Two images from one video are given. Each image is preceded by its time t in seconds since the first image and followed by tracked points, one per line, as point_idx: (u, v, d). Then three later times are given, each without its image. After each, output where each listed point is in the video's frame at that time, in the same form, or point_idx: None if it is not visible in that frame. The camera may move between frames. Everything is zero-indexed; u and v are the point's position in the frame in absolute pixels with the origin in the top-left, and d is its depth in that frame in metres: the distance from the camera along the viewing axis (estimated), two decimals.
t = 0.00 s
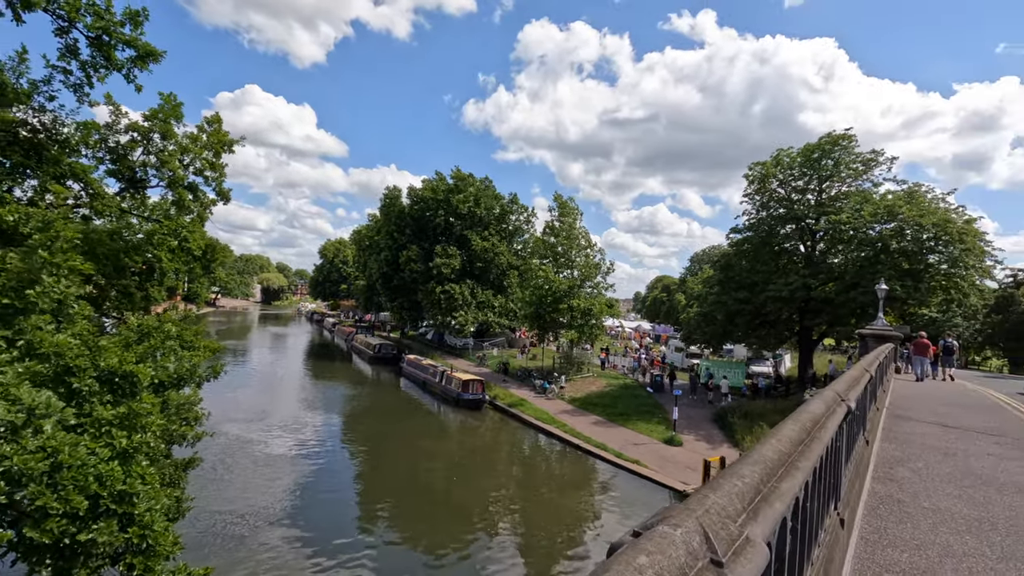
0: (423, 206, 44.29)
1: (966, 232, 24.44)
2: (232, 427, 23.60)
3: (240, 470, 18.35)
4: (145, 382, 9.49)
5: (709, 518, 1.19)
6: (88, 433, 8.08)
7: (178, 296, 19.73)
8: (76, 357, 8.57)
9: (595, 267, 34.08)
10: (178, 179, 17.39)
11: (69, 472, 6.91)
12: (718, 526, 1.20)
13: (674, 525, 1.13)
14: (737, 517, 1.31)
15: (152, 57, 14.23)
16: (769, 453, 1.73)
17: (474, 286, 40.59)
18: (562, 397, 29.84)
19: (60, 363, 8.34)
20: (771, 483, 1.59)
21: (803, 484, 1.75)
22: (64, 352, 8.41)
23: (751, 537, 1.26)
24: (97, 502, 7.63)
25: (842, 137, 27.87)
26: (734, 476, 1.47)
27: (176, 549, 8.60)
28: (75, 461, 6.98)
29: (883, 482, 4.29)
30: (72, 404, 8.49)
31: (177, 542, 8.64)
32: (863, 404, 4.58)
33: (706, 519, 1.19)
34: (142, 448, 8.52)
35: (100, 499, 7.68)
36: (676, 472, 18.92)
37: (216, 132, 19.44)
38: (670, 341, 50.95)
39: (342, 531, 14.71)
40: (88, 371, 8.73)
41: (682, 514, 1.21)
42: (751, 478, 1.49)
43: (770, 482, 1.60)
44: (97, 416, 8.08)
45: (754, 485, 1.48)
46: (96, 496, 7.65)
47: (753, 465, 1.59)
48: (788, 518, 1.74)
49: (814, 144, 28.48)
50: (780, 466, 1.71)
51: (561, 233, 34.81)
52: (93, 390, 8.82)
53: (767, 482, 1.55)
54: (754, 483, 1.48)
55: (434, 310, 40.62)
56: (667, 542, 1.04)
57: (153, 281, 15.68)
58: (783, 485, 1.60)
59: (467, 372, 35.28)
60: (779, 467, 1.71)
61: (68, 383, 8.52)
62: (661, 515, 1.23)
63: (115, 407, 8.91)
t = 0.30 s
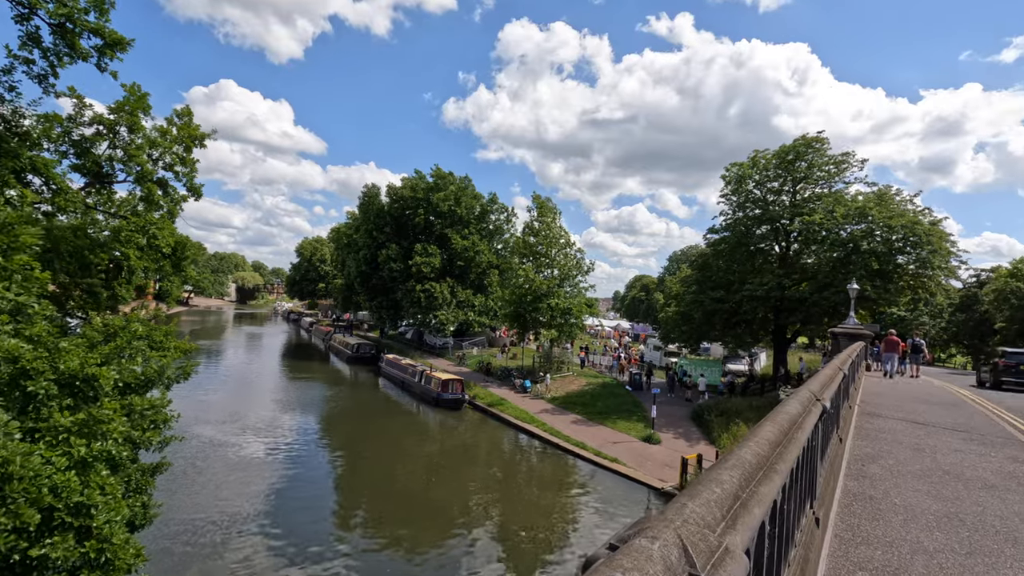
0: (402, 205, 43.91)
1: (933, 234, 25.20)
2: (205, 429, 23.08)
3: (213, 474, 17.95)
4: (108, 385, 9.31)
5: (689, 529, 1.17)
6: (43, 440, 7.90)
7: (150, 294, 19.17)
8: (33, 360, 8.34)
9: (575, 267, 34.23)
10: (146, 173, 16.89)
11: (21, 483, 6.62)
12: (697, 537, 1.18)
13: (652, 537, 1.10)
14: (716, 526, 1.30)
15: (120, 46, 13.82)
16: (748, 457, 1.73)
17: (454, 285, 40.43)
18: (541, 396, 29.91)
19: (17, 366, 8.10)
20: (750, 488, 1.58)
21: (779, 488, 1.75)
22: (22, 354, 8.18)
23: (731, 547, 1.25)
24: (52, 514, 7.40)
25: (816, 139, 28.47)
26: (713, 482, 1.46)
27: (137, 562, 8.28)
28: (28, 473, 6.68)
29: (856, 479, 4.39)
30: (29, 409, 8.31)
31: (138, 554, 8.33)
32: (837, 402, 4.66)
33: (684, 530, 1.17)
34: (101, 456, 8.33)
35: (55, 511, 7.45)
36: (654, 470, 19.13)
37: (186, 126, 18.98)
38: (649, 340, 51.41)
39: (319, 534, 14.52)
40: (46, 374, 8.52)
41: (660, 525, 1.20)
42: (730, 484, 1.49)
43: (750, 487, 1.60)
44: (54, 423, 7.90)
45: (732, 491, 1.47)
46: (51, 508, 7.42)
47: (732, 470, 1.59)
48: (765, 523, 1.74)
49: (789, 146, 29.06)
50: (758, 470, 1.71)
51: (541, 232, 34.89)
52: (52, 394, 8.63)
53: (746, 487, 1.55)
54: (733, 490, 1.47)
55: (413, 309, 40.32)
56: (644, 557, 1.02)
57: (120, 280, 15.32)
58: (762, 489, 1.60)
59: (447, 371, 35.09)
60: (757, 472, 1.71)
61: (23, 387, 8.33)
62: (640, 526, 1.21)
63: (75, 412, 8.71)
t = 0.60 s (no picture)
0: (382, 203, 43.48)
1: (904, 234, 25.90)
2: (178, 432, 22.56)
3: (185, 478, 17.52)
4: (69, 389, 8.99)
5: (669, 538, 1.15)
6: None
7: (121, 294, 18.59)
8: None
9: (555, 266, 34.32)
10: (114, 168, 16.39)
11: None
12: (676, 548, 1.16)
13: (631, 550, 1.06)
14: (696, 535, 1.28)
15: (85, 36, 13.41)
16: (727, 461, 1.73)
17: (434, 285, 40.21)
18: (522, 395, 29.92)
19: None
20: (730, 492, 1.58)
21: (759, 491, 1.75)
22: None
23: (711, 557, 1.23)
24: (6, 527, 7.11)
25: (791, 142, 29.00)
26: (693, 488, 1.45)
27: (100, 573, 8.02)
28: None
29: (830, 476, 4.47)
30: None
31: (102, 565, 8.06)
32: (812, 399, 4.74)
33: (664, 542, 1.14)
34: (62, 464, 8.04)
35: (10, 523, 7.18)
36: (634, 468, 19.27)
37: (155, 118, 18.49)
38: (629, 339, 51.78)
39: (296, 538, 14.31)
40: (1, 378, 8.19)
41: (638, 535, 1.16)
42: (710, 490, 1.48)
43: (730, 491, 1.60)
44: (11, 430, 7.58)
45: (712, 498, 1.46)
46: (6, 520, 7.15)
47: (711, 475, 1.58)
48: (745, 527, 1.74)
49: (765, 148, 29.57)
50: (738, 474, 1.71)
51: (521, 231, 34.91)
52: (9, 399, 8.31)
53: (726, 491, 1.55)
54: (713, 496, 1.46)
55: (393, 308, 39.98)
56: (623, 570, 0.99)
57: (87, 279, 14.87)
58: (741, 494, 1.60)
59: (427, 371, 34.89)
60: (737, 475, 1.71)
61: None
62: (618, 537, 1.18)
63: (33, 417, 8.40)
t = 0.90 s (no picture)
0: (362, 202, 42.96)
1: (875, 235, 26.58)
2: (150, 435, 22.01)
3: (157, 483, 17.09)
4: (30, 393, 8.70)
5: (642, 546, 1.14)
6: None
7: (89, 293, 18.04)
8: None
9: (536, 265, 34.34)
10: (80, 162, 15.91)
11: None
12: (651, 555, 1.14)
13: (602, 559, 1.04)
14: (671, 541, 1.26)
15: (47, 28, 12.98)
16: (703, 462, 1.73)
17: (415, 284, 39.91)
18: (503, 394, 29.90)
19: None
20: (705, 495, 1.57)
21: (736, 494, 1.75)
22: None
23: (686, 563, 1.21)
24: None
25: (768, 143, 29.50)
26: (668, 492, 1.44)
27: None
28: None
29: (806, 473, 4.54)
30: None
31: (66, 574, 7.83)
32: (788, 397, 4.81)
33: (636, 549, 1.12)
34: (22, 471, 7.79)
35: None
36: (614, 466, 19.41)
37: (123, 112, 17.99)
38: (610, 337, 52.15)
39: (273, 543, 14.07)
40: None
41: (611, 543, 1.14)
42: (685, 492, 1.47)
43: (706, 494, 1.59)
44: None
45: (688, 500, 1.45)
46: None
47: (687, 477, 1.58)
48: (720, 529, 1.73)
49: (743, 150, 30.04)
50: (714, 476, 1.71)
51: (502, 231, 34.88)
52: None
53: (701, 494, 1.54)
54: (688, 499, 1.45)
55: (372, 308, 39.59)
56: None
57: (53, 278, 14.41)
58: (717, 496, 1.59)
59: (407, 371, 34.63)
60: (712, 477, 1.71)
61: None
62: (590, 545, 1.16)
63: None
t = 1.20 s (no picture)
0: (341, 200, 42.42)
1: (848, 235, 27.25)
2: (121, 438, 21.45)
3: (129, 488, 16.67)
4: None
5: (609, 550, 1.12)
6: None
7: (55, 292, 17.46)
8: None
9: (518, 264, 34.34)
10: (43, 155, 15.40)
11: None
12: (614, 560, 1.12)
13: (562, 567, 1.02)
14: (635, 545, 1.25)
15: (8, 16, 12.52)
16: (674, 461, 1.73)
17: (396, 283, 39.60)
18: (485, 393, 29.86)
19: None
20: (673, 496, 1.57)
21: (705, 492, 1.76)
22: None
23: (651, 568, 1.20)
24: None
25: (745, 144, 29.98)
26: (635, 494, 1.44)
27: None
28: None
29: (780, 469, 4.61)
30: None
31: None
32: (763, 395, 4.87)
33: (596, 554, 1.10)
34: None
35: None
36: (595, 464, 19.55)
37: (90, 104, 17.46)
38: (591, 336, 52.46)
39: (250, 547, 13.86)
40: None
41: (572, 549, 1.12)
42: (652, 494, 1.47)
43: (674, 494, 1.60)
44: None
45: (654, 502, 1.45)
46: None
47: (655, 478, 1.57)
48: (689, 528, 1.74)
49: (721, 151, 30.48)
50: (683, 476, 1.71)
51: (484, 229, 34.81)
52: None
53: (669, 494, 1.54)
54: (654, 501, 1.45)
55: (352, 307, 39.16)
56: None
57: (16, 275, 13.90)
58: (686, 496, 1.60)
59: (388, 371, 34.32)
60: (683, 477, 1.70)
61: None
62: (550, 552, 1.13)
63: None
